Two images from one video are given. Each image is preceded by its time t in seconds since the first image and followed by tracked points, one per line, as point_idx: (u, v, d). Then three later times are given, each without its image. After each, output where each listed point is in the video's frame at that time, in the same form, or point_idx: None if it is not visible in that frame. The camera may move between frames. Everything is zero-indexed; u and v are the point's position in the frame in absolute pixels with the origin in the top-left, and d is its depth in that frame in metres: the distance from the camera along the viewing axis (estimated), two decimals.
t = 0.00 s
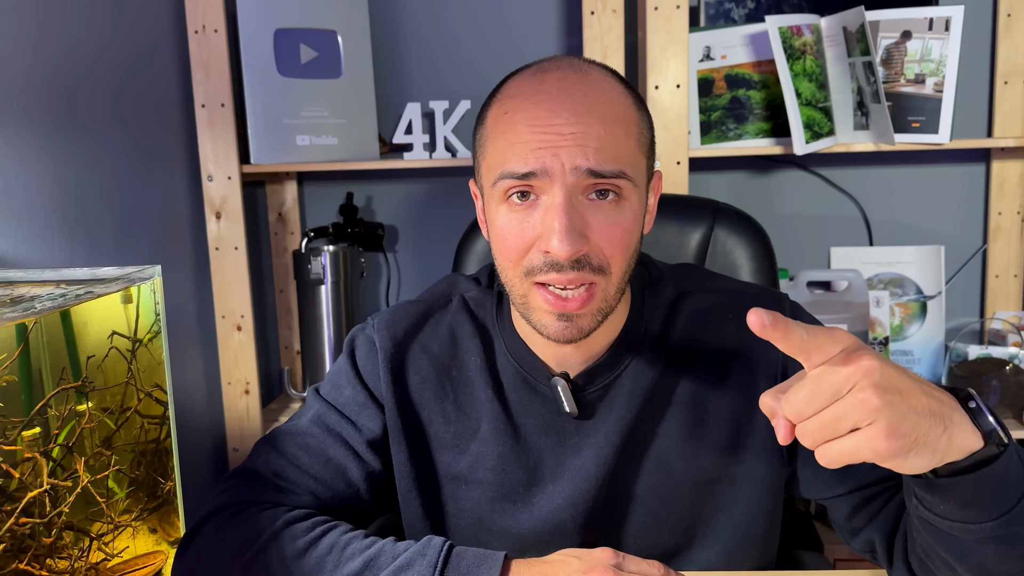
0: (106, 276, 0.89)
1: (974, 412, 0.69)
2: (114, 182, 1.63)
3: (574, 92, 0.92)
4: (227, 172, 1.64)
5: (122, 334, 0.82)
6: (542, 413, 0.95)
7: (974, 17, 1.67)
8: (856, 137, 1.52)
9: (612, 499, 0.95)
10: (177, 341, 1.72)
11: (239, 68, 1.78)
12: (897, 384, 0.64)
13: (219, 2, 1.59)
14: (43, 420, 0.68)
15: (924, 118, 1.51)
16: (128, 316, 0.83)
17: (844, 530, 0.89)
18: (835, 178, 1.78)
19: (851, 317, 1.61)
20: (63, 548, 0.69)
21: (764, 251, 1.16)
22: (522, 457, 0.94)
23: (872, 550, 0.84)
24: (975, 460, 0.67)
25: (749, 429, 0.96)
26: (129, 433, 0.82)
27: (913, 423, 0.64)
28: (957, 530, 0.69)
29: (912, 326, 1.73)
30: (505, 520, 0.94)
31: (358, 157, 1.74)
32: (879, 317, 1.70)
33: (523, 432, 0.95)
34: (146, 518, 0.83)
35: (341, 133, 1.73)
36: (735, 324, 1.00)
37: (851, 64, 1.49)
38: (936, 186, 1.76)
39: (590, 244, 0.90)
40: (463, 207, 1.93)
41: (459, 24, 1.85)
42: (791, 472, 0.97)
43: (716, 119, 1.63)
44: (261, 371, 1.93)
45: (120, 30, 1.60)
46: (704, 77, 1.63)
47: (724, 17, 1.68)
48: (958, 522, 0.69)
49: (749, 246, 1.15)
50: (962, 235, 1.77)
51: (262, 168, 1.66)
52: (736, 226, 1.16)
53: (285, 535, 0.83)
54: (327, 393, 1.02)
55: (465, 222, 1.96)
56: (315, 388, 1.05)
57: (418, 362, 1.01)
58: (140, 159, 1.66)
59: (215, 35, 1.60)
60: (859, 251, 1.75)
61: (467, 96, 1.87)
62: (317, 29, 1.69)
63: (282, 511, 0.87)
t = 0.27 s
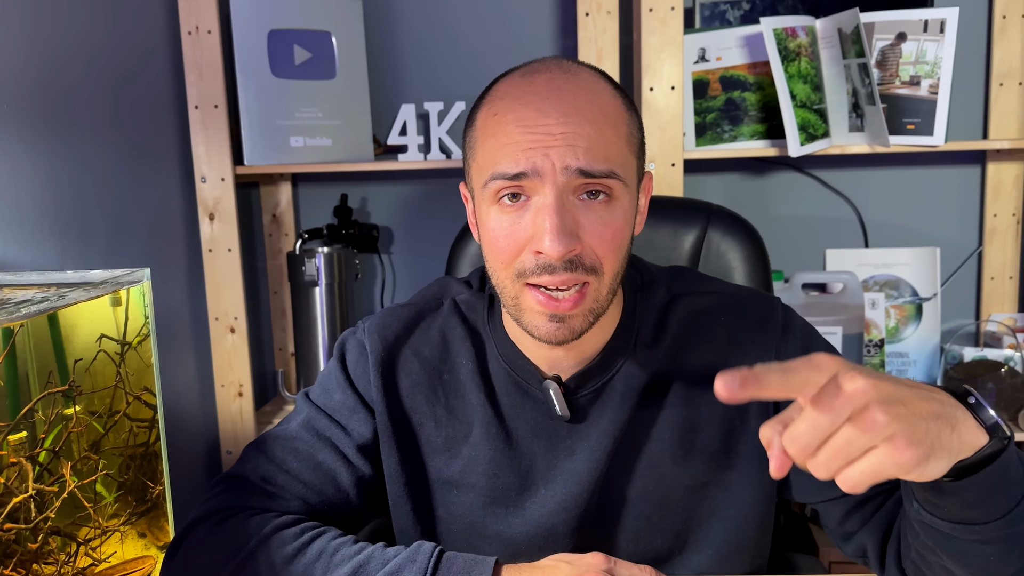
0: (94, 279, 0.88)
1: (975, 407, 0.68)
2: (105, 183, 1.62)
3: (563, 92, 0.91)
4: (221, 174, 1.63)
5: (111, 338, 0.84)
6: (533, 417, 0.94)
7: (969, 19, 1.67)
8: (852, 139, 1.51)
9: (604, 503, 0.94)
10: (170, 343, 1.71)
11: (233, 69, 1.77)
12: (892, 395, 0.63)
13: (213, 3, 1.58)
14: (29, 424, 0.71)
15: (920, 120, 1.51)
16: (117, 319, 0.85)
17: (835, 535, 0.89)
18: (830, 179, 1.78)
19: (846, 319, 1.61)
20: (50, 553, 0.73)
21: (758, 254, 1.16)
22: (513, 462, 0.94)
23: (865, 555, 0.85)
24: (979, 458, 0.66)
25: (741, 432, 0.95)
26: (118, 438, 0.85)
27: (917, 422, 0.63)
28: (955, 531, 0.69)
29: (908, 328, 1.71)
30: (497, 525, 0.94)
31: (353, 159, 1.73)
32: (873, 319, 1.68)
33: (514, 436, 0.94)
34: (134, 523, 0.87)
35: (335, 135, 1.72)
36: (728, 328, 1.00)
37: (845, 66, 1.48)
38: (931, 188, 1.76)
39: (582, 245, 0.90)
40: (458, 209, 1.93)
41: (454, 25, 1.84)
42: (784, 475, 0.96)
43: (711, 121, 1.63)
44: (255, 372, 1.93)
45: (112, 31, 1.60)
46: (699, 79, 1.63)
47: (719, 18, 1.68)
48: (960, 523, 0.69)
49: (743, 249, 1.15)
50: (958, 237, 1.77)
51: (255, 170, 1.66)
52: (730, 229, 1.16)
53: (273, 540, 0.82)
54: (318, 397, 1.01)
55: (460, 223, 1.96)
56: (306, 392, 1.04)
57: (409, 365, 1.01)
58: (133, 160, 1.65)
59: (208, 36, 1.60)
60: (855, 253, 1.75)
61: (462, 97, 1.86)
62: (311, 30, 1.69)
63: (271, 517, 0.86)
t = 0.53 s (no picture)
0: (86, 281, 0.88)
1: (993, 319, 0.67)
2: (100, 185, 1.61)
3: (551, 89, 0.91)
4: (216, 176, 1.63)
5: (103, 340, 0.83)
6: (528, 419, 0.94)
7: (965, 21, 1.67)
8: (848, 141, 1.51)
9: (600, 505, 0.94)
10: (165, 345, 1.70)
11: (229, 70, 1.76)
12: (897, 291, 0.64)
13: (208, 5, 1.58)
14: (21, 427, 0.71)
15: (915, 122, 1.51)
16: (109, 321, 0.84)
17: (830, 534, 0.90)
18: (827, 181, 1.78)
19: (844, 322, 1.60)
20: (41, 557, 0.73)
21: (754, 255, 1.15)
22: (508, 464, 0.93)
23: (862, 552, 0.85)
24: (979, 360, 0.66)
25: (738, 434, 0.95)
26: (110, 440, 0.85)
27: (926, 304, 0.65)
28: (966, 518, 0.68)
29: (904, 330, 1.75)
30: (492, 527, 0.93)
31: (349, 161, 1.73)
32: (868, 321, 1.64)
33: (508, 438, 0.94)
34: (127, 526, 0.87)
35: (331, 136, 1.72)
36: (724, 329, 0.99)
37: (842, 68, 1.48)
38: (928, 190, 1.76)
39: (573, 240, 0.89)
40: (454, 211, 1.92)
41: (451, 27, 1.84)
42: (781, 477, 0.96)
43: (707, 123, 1.63)
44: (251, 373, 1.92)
45: (105, 30, 1.58)
46: (695, 82, 1.62)
47: (716, 20, 1.68)
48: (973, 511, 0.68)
49: (739, 251, 1.15)
50: (954, 239, 1.77)
51: (251, 171, 1.65)
52: (726, 230, 1.15)
53: (266, 544, 0.82)
54: (311, 400, 1.01)
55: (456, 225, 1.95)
56: (299, 395, 1.04)
57: (402, 367, 1.00)
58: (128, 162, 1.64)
59: (203, 38, 1.59)
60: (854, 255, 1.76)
61: (458, 99, 1.86)
62: (307, 32, 1.68)
63: (263, 521, 0.86)
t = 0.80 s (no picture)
0: (80, 284, 0.87)
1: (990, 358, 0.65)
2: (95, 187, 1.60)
3: (555, 95, 0.91)
4: (212, 177, 1.62)
5: (97, 344, 0.83)
6: (526, 424, 0.93)
7: (963, 24, 1.67)
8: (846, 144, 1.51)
9: (599, 511, 0.93)
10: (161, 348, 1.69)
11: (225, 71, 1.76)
12: (896, 324, 0.61)
13: (205, 6, 1.57)
14: (13, 431, 0.71)
15: (914, 125, 1.51)
16: (103, 325, 0.84)
17: (829, 540, 0.89)
18: (825, 184, 1.77)
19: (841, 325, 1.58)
20: (33, 563, 0.72)
21: (752, 259, 1.15)
22: (507, 469, 0.93)
23: (859, 561, 0.84)
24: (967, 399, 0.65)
25: (736, 439, 0.94)
26: (105, 444, 0.84)
27: (922, 341, 0.61)
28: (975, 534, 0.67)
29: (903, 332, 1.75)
30: (490, 533, 0.92)
31: (346, 162, 1.72)
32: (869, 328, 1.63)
33: (507, 443, 0.93)
34: (121, 531, 0.86)
35: (328, 138, 1.71)
36: (724, 333, 0.99)
37: (841, 70, 1.48)
38: (926, 193, 1.76)
39: (575, 247, 0.89)
40: (451, 212, 1.92)
41: (448, 28, 1.83)
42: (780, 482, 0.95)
43: (705, 125, 1.63)
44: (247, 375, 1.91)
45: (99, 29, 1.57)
46: (693, 83, 1.62)
47: (713, 22, 1.67)
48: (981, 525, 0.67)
49: (737, 254, 1.15)
50: (952, 242, 1.77)
51: (248, 173, 1.64)
52: (724, 234, 1.15)
53: (261, 549, 0.81)
54: (308, 404, 1.00)
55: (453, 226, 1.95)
56: (296, 399, 1.03)
57: (400, 372, 0.99)
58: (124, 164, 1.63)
59: (200, 39, 1.58)
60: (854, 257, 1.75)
61: (455, 100, 1.86)
62: (304, 33, 1.68)
63: (258, 525, 0.85)
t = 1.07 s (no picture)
0: (74, 285, 0.86)
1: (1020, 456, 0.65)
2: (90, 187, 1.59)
3: (552, 96, 0.90)
4: (209, 178, 1.61)
5: (91, 345, 0.82)
6: (522, 428, 0.92)
7: (963, 25, 1.66)
8: (845, 145, 1.51)
9: (595, 516, 0.92)
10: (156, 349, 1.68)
11: (222, 71, 1.75)
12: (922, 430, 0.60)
13: (202, 5, 1.56)
14: (8, 433, 0.69)
15: (913, 126, 1.50)
16: (97, 326, 0.83)
17: (829, 547, 0.89)
18: (823, 185, 1.77)
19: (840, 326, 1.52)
20: (26, 567, 0.71)
21: (751, 260, 1.15)
22: (502, 473, 0.92)
23: (861, 567, 0.85)
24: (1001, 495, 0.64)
25: (733, 444, 0.94)
26: (98, 447, 0.83)
27: (947, 454, 0.61)
28: (979, 549, 0.66)
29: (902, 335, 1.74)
30: (485, 538, 0.92)
31: (343, 163, 1.72)
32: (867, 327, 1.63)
33: (503, 448, 0.93)
34: (114, 534, 0.85)
35: (326, 138, 1.70)
36: (721, 337, 0.98)
37: (840, 71, 1.48)
38: (925, 195, 1.75)
39: (572, 251, 0.88)
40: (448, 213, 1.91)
41: (446, 28, 1.83)
42: (777, 487, 0.95)
43: (704, 126, 1.62)
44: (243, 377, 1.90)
45: (94, 28, 1.56)
46: (692, 84, 1.61)
47: (712, 23, 1.66)
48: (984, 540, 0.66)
49: (735, 256, 1.14)
50: (951, 244, 1.76)
51: (244, 173, 1.63)
52: (722, 235, 1.15)
53: (255, 555, 0.80)
54: (302, 407, 0.99)
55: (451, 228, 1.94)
56: (290, 402, 1.02)
57: (396, 375, 0.99)
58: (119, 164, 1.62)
59: (197, 39, 1.58)
60: (851, 259, 1.75)
61: (453, 101, 1.85)
62: (301, 33, 1.67)
63: (253, 530, 0.84)
